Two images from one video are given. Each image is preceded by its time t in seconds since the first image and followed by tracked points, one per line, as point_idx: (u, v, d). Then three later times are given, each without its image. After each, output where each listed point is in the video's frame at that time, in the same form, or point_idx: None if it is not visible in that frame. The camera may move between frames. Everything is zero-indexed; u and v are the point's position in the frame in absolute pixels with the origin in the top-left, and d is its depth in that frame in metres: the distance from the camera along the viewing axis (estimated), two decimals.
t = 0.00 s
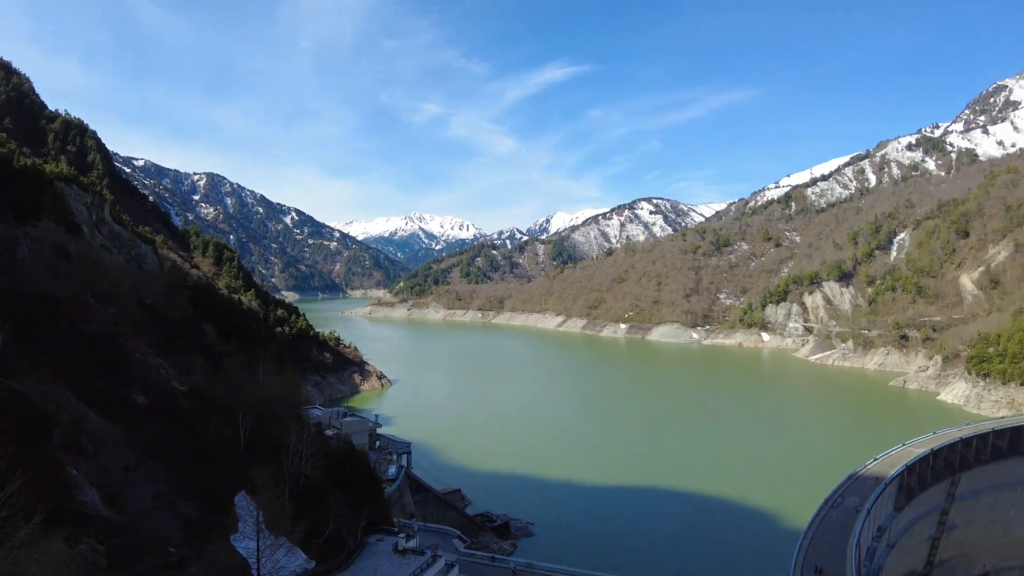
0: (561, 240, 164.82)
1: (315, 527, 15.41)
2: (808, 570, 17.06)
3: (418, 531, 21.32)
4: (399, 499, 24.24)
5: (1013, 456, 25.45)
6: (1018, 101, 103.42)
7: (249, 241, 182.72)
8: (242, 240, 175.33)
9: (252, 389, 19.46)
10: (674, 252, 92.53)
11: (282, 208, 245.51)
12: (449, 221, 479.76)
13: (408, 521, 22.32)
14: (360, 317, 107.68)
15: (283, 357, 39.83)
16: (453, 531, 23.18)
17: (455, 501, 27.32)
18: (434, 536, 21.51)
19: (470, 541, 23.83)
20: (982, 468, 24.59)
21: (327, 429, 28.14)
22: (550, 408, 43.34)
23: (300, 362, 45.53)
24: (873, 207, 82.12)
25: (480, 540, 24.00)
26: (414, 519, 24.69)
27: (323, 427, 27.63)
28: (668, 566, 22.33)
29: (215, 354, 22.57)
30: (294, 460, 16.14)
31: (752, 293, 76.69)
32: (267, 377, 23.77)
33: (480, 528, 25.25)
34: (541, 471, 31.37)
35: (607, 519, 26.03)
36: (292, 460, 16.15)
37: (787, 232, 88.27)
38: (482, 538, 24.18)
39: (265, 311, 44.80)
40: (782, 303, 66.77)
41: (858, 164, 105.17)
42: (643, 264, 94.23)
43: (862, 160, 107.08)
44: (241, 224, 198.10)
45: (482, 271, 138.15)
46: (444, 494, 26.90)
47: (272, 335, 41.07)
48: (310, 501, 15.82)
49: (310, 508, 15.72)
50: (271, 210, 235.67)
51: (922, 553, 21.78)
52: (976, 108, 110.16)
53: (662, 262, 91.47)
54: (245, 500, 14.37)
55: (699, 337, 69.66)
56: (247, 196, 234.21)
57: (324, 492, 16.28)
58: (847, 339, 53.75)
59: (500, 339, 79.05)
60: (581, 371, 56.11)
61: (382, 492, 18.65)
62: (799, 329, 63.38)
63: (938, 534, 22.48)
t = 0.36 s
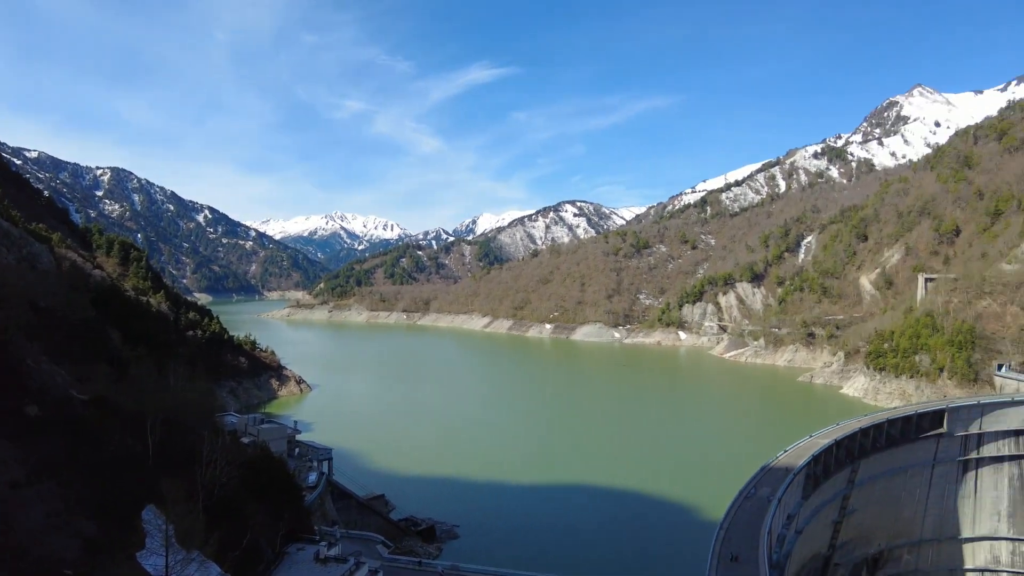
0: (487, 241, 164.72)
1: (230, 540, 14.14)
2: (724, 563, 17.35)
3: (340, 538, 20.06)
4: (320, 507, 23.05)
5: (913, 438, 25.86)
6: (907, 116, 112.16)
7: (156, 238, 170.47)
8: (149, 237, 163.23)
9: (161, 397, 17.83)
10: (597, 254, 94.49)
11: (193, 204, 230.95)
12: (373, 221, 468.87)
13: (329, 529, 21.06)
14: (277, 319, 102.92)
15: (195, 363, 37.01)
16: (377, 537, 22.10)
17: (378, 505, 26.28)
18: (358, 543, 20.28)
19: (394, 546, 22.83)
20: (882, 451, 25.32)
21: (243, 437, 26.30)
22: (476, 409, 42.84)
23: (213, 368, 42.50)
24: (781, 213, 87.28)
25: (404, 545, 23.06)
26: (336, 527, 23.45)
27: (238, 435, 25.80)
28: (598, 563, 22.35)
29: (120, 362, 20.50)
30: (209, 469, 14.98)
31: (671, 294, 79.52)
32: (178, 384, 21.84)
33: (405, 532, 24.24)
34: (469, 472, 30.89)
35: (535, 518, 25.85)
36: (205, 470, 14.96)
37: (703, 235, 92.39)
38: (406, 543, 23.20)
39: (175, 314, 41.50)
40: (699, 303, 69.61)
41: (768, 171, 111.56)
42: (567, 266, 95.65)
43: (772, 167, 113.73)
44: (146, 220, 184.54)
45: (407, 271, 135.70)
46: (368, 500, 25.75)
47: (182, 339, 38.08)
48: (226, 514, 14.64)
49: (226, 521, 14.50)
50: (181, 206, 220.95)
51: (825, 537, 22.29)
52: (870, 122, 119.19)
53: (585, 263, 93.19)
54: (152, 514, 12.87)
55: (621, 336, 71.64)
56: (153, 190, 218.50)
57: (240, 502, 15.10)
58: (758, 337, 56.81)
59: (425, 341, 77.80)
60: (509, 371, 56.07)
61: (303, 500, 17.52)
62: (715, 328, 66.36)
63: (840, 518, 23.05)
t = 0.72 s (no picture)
0: (416, 242, 162.04)
1: (140, 554, 13.19)
2: (648, 556, 17.55)
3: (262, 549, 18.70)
4: (239, 517, 21.56)
5: (822, 429, 26.51)
6: (816, 125, 119.24)
7: (58, 235, 156.77)
8: (49, 234, 149.38)
9: (61, 407, 16.33)
10: (525, 255, 94.84)
11: (98, 199, 213.94)
12: (296, 220, 451.24)
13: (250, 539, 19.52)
14: (192, 322, 96.85)
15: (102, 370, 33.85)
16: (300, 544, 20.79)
17: (302, 513, 24.88)
18: (281, 553, 18.87)
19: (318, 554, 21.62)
20: (796, 443, 25.90)
21: (156, 445, 24.10)
22: (403, 412, 41.82)
23: (122, 374, 39.08)
24: (701, 216, 90.95)
25: (330, 552, 21.88)
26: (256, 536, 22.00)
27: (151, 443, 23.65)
28: (530, 562, 22.21)
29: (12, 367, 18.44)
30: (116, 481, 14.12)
31: (596, 295, 80.94)
32: (80, 391, 19.90)
33: (331, 540, 23.08)
34: (397, 477, 29.92)
35: (465, 520, 25.32)
36: (114, 481, 14.11)
37: (628, 237, 95.01)
38: (331, 551, 22.07)
39: (79, 317, 37.82)
40: (624, 303, 71.38)
41: (689, 176, 116.05)
42: (496, 266, 95.49)
43: (692, 172, 118.44)
44: (43, 215, 168.89)
45: (332, 272, 131.24)
46: (291, 508, 24.29)
47: (88, 344, 34.74)
48: (139, 523, 13.67)
49: (138, 532, 13.52)
50: (84, 200, 204.01)
51: (742, 528, 23.02)
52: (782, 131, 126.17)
53: (514, 265, 93.37)
54: (50, 534, 12.24)
55: (549, 336, 72.53)
56: (52, 184, 200.79)
57: (152, 513, 14.11)
58: (679, 336, 59.01)
59: (351, 343, 75.51)
60: (438, 373, 55.21)
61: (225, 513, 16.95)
62: (639, 328, 68.14)
63: (756, 508, 23.77)
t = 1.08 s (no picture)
0: (336, 241, 156.58)
1: None
2: (571, 552, 17.47)
3: (170, 565, 17.02)
4: (145, 531, 18.94)
5: (735, 424, 27.47)
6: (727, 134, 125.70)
7: None
8: None
9: None
10: (449, 256, 93.32)
11: None
12: (205, 217, 424.73)
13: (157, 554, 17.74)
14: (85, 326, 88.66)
15: None
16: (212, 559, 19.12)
17: (214, 525, 22.94)
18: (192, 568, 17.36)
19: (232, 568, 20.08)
20: (712, 437, 26.55)
21: (47, 459, 21.32)
22: (323, 416, 40.15)
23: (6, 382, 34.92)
24: (620, 219, 93.51)
25: (245, 564, 20.45)
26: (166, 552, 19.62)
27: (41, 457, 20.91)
28: (457, 564, 21.75)
29: None
30: None
31: (520, 296, 81.35)
32: None
33: (245, 551, 21.54)
34: (314, 483, 28.52)
35: (387, 525, 24.43)
36: None
37: (551, 238, 96.21)
38: (247, 563, 20.63)
39: None
40: (547, 304, 72.09)
41: (609, 180, 119.24)
42: (419, 267, 93.53)
43: (612, 176, 121.76)
44: None
45: (245, 272, 124.22)
46: (202, 520, 22.34)
47: None
48: (24, 549, 12.12)
49: (25, 558, 12.01)
50: None
51: (661, 521, 23.36)
52: (697, 138, 132.17)
53: (438, 265, 91.47)
54: None
55: (473, 337, 72.18)
56: None
57: (44, 533, 12.60)
58: (600, 335, 60.33)
59: (267, 346, 71.78)
60: (360, 375, 53.44)
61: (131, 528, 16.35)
62: (562, 328, 69.05)
63: (674, 501, 24.18)
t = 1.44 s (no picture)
0: (265, 239, 150.10)
1: None
2: (510, 550, 17.25)
3: None
4: (57, 547, 16.73)
5: (667, 421, 27.45)
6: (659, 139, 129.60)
7: None
8: None
9: None
10: (385, 256, 90.71)
11: None
12: (119, 213, 397.52)
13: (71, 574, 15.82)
14: None
15: None
16: None
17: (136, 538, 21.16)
18: None
19: None
20: (645, 434, 26.48)
21: None
22: (254, 421, 38.33)
23: None
24: (557, 220, 94.51)
25: None
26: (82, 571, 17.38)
27: None
28: (397, 568, 21.16)
29: None
30: None
31: (458, 296, 80.62)
32: None
33: (170, 564, 19.95)
34: (243, 490, 27.10)
35: (321, 531, 23.48)
36: None
37: (488, 239, 96.02)
38: None
39: None
40: (485, 304, 71.71)
41: (547, 181, 120.38)
42: (353, 267, 90.34)
43: (550, 178, 122.98)
44: None
45: (168, 272, 116.71)
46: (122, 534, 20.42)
47: None
48: None
49: None
50: None
51: (597, 517, 23.38)
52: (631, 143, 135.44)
53: (374, 265, 88.55)
54: None
55: (410, 338, 71.04)
56: None
57: None
58: (538, 335, 60.66)
59: (192, 348, 67.95)
60: (292, 378, 51.40)
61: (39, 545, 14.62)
62: (499, 328, 68.89)
63: (609, 498, 24.18)
